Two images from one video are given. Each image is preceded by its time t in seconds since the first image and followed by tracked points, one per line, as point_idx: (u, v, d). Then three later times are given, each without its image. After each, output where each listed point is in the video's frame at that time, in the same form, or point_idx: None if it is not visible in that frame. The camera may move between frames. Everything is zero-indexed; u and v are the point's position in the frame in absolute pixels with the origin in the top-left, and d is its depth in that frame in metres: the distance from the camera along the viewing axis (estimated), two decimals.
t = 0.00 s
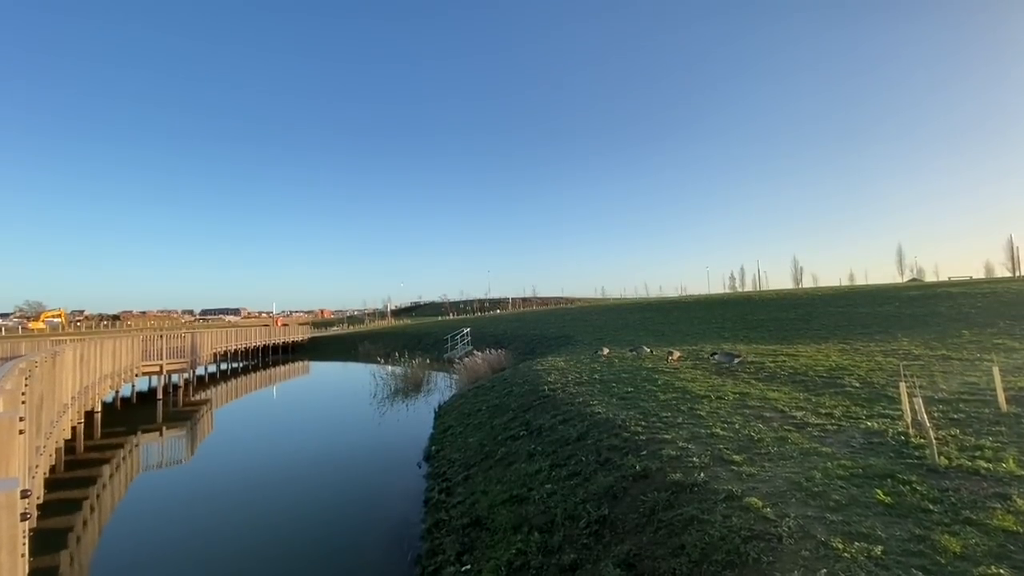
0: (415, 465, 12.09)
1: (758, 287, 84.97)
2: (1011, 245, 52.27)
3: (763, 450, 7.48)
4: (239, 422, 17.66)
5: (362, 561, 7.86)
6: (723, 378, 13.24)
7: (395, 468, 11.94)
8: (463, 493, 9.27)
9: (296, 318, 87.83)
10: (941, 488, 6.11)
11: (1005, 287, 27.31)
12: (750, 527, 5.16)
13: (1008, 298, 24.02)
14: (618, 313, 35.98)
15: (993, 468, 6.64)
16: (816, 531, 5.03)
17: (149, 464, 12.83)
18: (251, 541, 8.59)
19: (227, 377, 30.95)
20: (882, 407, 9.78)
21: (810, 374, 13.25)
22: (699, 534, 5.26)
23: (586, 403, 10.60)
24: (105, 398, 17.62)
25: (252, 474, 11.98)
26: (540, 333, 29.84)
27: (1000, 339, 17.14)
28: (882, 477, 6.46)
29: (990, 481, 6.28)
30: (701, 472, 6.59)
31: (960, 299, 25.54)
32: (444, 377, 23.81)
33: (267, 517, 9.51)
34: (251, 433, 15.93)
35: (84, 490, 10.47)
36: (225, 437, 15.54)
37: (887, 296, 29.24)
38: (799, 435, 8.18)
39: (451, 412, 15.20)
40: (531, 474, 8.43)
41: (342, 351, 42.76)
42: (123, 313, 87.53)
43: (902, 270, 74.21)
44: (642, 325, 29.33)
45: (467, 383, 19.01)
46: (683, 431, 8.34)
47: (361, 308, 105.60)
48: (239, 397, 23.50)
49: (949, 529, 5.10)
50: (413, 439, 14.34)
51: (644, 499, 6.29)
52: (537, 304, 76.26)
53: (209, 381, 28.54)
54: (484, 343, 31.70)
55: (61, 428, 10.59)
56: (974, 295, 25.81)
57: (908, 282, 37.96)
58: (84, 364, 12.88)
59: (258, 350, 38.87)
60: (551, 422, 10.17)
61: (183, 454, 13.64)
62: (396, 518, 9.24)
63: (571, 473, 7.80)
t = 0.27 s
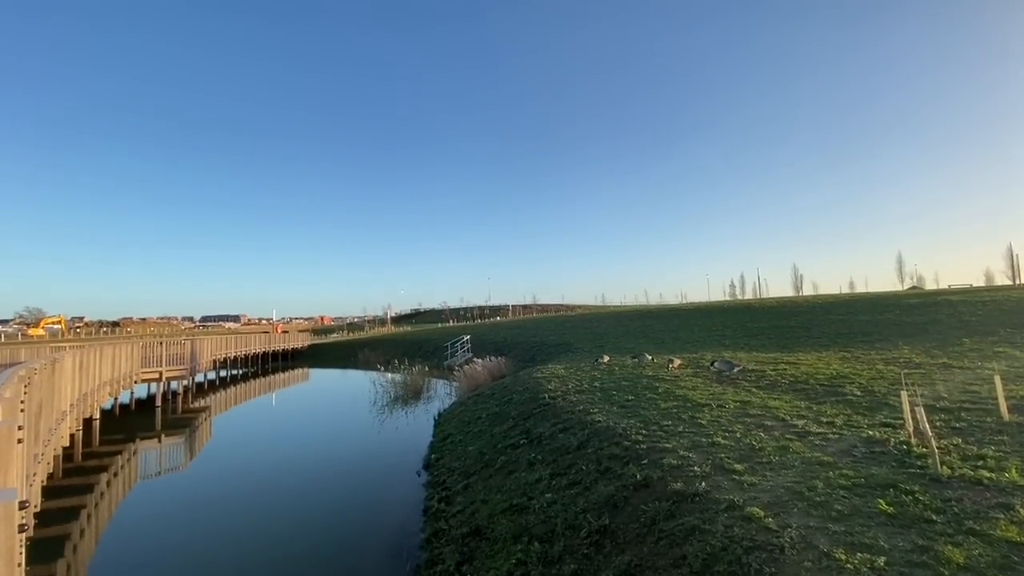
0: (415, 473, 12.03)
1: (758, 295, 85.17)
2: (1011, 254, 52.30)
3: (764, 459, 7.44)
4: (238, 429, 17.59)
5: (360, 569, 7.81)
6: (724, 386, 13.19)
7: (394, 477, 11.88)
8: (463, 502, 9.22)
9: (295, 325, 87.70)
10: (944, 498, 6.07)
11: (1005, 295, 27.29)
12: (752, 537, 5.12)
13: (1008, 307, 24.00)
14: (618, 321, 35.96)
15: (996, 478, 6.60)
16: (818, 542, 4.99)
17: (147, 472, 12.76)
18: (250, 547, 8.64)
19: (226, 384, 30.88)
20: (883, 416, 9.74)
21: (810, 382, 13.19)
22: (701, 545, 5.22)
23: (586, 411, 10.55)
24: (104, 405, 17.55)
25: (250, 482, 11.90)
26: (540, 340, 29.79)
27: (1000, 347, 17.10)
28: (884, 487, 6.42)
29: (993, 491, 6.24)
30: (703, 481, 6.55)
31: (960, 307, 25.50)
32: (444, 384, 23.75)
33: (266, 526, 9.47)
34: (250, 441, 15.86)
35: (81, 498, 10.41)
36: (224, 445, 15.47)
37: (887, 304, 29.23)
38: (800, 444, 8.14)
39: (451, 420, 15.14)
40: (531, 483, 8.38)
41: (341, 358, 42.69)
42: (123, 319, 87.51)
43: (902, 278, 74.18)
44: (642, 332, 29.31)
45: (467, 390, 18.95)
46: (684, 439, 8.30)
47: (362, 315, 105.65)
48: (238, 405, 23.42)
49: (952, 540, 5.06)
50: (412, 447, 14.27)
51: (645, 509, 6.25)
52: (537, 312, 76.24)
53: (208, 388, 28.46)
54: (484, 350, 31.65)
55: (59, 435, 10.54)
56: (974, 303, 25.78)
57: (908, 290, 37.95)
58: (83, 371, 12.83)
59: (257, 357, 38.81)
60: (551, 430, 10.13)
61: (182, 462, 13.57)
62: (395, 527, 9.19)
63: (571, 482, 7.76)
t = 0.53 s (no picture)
0: (414, 482, 11.98)
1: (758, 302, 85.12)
2: (1011, 261, 52.30)
3: (765, 468, 7.40)
4: (237, 437, 17.52)
5: None
6: (725, 394, 13.15)
7: (394, 485, 11.82)
8: (462, 511, 9.17)
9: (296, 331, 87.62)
10: (946, 508, 6.04)
11: (1005, 303, 27.25)
12: (754, 547, 5.09)
13: (1009, 314, 23.98)
14: (619, 328, 35.93)
15: (998, 487, 6.57)
16: (820, 552, 4.95)
17: (146, 480, 12.71)
18: (249, 556, 8.59)
19: (225, 391, 30.81)
20: (885, 424, 9.70)
21: (812, 390, 13.15)
22: (702, 554, 5.19)
23: (587, 419, 10.52)
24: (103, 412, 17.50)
25: (249, 490, 11.84)
26: (541, 347, 29.77)
27: (1002, 355, 17.06)
28: (886, 496, 6.39)
29: (996, 501, 6.21)
30: (704, 490, 6.51)
31: (961, 315, 25.44)
32: (444, 391, 23.70)
33: (264, 534, 9.41)
34: (250, 448, 15.81)
35: (79, 505, 10.37)
36: (223, 452, 15.41)
37: (888, 311, 29.21)
38: (802, 453, 8.11)
39: (451, 428, 15.09)
40: (531, 491, 8.34)
41: (341, 365, 42.64)
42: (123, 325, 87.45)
43: (902, 285, 74.16)
44: (642, 340, 29.27)
45: (467, 398, 18.90)
46: (685, 448, 8.27)
47: (362, 322, 105.57)
48: (238, 412, 23.35)
49: (955, 550, 5.03)
50: (412, 455, 14.22)
51: (646, 518, 6.22)
52: (537, 319, 76.21)
53: (207, 395, 28.39)
54: (484, 357, 31.61)
55: (58, 443, 10.50)
56: (975, 311, 25.73)
57: (908, 297, 37.93)
58: (82, 378, 12.80)
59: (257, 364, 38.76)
60: (551, 438, 10.09)
61: (180, 469, 13.52)
62: (394, 535, 9.15)
63: (571, 491, 7.72)
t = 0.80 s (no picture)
0: (414, 489, 11.92)
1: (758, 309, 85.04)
2: (1011, 269, 52.26)
3: (767, 476, 7.36)
4: (236, 444, 17.46)
5: None
6: (726, 401, 13.10)
7: (394, 493, 11.76)
8: (462, 519, 9.11)
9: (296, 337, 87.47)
10: (949, 517, 6.00)
11: (1006, 310, 27.21)
12: (756, 557, 5.05)
13: (1010, 322, 23.93)
14: (619, 335, 35.89)
15: (1002, 496, 6.53)
16: (823, 562, 4.91)
17: (144, 487, 12.65)
18: (247, 563, 8.53)
19: (225, 397, 30.74)
20: (887, 432, 9.64)
21: (813, 397, 13.09)
22: (704, 564, 5.15)
23: (588, 427, 10.47)
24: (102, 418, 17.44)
25: (248, 497, 11.78)
26: (541, 354, 29.72)
27: (1003, 363, 17.01)
28: (889, 505, 6.35)
29: (999, 510, 6.17)
30: (705, 499, 6.48)
31: (962, 322, 25.40)
32: (444, 398, 23.62)
33: (263, 542, 9.35)
34: (248, 455, 15.75)
35: (77, 512, 10.32)
36: (221, 459, 15.36)
37: (889, 318, 29.17)
38: (804, 461, 8.07)
39: (451, 435, 15.04)
40: (531, 500, 8.29)
41: (341, 371, 42.56)
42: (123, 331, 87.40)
43: (903, 293, 74.09)
44: (643, 346, 29.21)
45: (467, 404, 18.84)
46: (686, 456, 8.23)
47: (362, 328, 105.52)
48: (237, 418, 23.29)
49: (958, 560, 4.99)
50: (412, 462, 14.15)
51: (647, 526, 6.18)
52: (538, 325, 76.15)
53: (207, 402, 28.32)
54: (484, 364, 31.55)
55: (56, 450, 10.46)
56: (976, 318, 25.69)
57: (909, 304, 37.88)
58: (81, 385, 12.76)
59: (257, 370, 38.70)
60: (552, 446, 10.05)
61: (179, 476, 13.46)
62: (394, 543, 9.09)
63: (572, 499, 7.68)
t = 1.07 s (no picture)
0: (414, 496, 11.86)
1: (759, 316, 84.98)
2: (1012, 276, 52.22)
3: (769, 484, 7.32)
4: (235, 450, 17.40)
5: None
6: (727, 408, 13.04)
7: (394, 500, 11.70)
8: (462, 527, 9.07)
9: (296, 343, 87.37)
10: (953, 526, 5.96)
11: (1008, 318, 27.14)
12: (758, 566, 5.01)
13: (1011, 329, 23.86)
14: (620, 341, 35.83)
15: (1006, 505, 6.48)
16: (826, 571, 4.87)
17: (143, 493, 12.60)
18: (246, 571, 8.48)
19: (225, 403, 30.66)
20: (890, 440, 9.59)
21: (815, 405, 13.03)
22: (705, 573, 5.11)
23: (589, 434, 10.42)
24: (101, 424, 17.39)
25: (247, 504, 11.72)
26: (541, 360, 29.65)
27: (1005, 370, 16.93)
28: (892, 514, 6.30)
29: (1003, 519, 6.12)
30: (707, 507, 6.44)
31: (963, 329, 25.34)
32: (444, 405, 23.54)
33: (261, 549, 9.29)
34: (248, 461, 15.70)
35: (75, 519, 10.28)
36: (221, 465, 15.31)
37: (890, 325, 29.11)
38: (806, 469, 8.02)
39: (451, 442, 14.99)
40: (532, 507, 8.24)
41: (341, 377, 42.48)
42: (123, 337, 87.33)
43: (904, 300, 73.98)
44: (644, 353, 29.14)
45: (467, 411, 18.78)
46: (687, 463, 8.18)
47: (363, 334, 105.44)
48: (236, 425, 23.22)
49: (962, 570, 4.95)
50: (412, 469, 14.09)
51: (648, 535, 6.14)
52: (538, 331, 76.07)
53: (207, 408, 28.25)
54: (484, 370, 31.48)
55: (55, 456, 10.42)
56: (978, 325, 25.63)
57: (910, 311, 37.80)
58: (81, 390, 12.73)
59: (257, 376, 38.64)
60: (552, 453, 10.00)
61: (178, 483, 13.40)
62: (393, 551, 9.04)
63: (572, 507, 7.63)
